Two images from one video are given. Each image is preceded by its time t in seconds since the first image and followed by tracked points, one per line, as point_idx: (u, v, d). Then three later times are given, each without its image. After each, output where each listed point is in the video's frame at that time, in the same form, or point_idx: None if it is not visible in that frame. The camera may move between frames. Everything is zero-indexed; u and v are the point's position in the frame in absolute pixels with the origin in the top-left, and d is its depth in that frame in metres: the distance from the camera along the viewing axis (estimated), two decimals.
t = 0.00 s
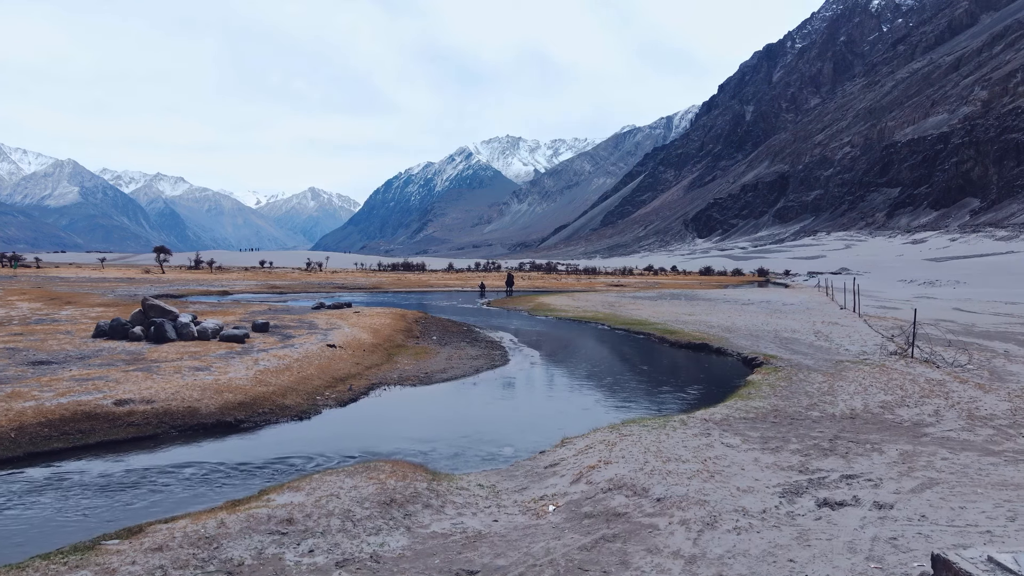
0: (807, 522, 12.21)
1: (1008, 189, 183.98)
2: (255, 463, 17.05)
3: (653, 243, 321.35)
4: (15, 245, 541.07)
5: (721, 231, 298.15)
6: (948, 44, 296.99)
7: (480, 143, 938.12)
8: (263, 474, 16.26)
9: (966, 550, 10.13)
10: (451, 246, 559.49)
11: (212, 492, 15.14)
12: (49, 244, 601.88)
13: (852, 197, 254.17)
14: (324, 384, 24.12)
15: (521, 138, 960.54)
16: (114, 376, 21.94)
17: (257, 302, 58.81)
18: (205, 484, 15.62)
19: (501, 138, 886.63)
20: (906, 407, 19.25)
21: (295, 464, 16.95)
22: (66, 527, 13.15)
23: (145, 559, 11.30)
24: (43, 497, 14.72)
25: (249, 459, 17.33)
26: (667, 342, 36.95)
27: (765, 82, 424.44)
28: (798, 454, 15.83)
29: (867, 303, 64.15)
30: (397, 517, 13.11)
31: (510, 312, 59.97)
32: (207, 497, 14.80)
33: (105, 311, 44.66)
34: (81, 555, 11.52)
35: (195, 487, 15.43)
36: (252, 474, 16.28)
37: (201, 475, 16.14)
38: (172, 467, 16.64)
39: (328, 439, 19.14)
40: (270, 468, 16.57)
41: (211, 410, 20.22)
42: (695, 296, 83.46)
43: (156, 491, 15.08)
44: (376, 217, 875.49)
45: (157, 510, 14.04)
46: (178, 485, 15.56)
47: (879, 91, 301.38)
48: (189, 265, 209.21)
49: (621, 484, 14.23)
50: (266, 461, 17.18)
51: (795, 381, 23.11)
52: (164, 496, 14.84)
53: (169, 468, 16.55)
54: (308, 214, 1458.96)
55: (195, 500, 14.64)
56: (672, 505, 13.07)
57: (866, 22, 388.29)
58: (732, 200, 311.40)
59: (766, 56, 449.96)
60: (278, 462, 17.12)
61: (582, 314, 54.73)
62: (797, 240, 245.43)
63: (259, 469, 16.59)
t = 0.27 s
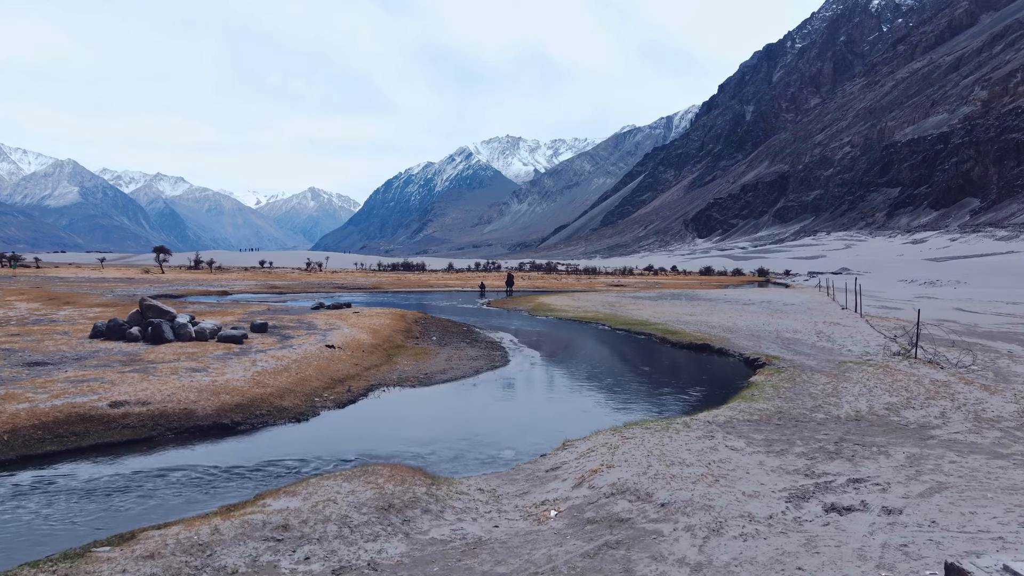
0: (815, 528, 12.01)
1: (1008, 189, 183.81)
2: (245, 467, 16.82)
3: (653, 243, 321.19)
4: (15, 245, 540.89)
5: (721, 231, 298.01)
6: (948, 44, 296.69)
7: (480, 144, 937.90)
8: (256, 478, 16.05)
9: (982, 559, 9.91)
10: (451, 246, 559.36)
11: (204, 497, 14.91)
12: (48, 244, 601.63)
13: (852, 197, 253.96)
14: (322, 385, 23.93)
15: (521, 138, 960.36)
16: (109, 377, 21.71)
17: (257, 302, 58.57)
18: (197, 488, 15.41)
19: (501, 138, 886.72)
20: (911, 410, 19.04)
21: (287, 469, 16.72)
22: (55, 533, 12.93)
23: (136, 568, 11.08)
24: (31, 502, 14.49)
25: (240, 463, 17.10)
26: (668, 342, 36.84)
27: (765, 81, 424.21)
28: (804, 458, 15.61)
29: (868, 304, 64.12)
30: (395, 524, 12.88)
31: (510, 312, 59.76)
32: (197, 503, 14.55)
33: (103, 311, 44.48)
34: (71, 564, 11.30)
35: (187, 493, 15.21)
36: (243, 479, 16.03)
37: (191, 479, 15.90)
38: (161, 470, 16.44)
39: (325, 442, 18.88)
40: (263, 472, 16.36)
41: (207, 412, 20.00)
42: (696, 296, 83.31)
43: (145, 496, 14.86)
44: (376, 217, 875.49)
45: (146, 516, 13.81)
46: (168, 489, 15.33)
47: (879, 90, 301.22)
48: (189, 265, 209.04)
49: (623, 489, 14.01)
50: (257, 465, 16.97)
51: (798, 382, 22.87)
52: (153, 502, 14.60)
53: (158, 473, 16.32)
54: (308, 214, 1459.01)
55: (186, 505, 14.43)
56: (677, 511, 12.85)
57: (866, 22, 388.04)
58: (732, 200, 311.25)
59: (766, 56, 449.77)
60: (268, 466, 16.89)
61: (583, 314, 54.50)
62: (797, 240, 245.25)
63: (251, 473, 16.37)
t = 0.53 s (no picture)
0: (825, 537, 11.76)
1: (1008, 189, 183.50)
2: (234, 472, 16.54)
3: (653, 243, 320.94)
4: (15, 245, 541.33)
5: (721, 231, 297.83)
6: (948, 44, 296.32)
7: (479, 144, 937.85)
8: (247, 483, 15.77)
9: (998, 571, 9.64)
10: (451, 246, 559.05)
11: (193, 504, 14.61)
12: (49, 244, 601.62)
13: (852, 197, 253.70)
14: (319, 387, 23.65)
15: (521, 138, 960.20)
16: (104, 379, 21.43)
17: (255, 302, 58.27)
18: (186, 494, 15.11)
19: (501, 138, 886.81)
20: (919, 412, 18.77)
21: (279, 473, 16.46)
22: (42, 542, 12.66)
23: None
24: (19, 509, 14.22)
25: (232, 468, 16.85)
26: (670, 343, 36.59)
27: (765, 81, 423.97)
28: (811, 462, 15.36)
29: (869, 304, 64.00)
30: (393, 532, 12.61)
31: (510, 313, 59.48)
32: (186, 509, 14.27)
33: (100, 311, 44.24)
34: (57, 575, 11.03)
35: (176, 499, 14.90)
36: (233, 484, 15.74)
37: (180, 485, 15.63)
38: (150, 475, 16.17)
39: (322, 446, 18.63)
40: (254, 478, 16.10)
41: (203, 414, 19.74)
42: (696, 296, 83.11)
43: (133, 502, 14.57)
44: (376, 217, 875.34)
45: (134, 524, 13.52)
46: (157, 495, 15.04)
47: (879, 90, 300.97)
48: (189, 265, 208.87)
49: (626, 496, 13.72)
50: (247, 469, 16.70)
51: (803, 384, 22.59)
52: (141, 509, 14.28)
53: (146, 478, 16.04)
54: (308, 214, 1458.90)
55: (175, 513, 14.12)
56: (682, 518, 12.60)
57: (866, 22, 387.71)
58: (732, 200, 311.07)
59: (766, 56, 449.49)
60: (258, 470, 16.61)
61: (583, 314, 54.21)
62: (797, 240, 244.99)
63: (242, 478, 16.10)
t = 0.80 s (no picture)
0: (840, 548, 11.42)
1: (1008, 189, 183.15)
2: (221, 478, 16.19)
3: (653, 243, 320.58)
4: (15, 245, 541.35)
5: (721, 231, 297.50)
6: (948, 44, 295.96)
7: (479, 144, 937.18)
8: (235, 491, 15.41)
9: None
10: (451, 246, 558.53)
11: (178, 512, 14.26)
12: (48, 244, 601.16)
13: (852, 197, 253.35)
14: (315, 388, 23.30)
15: (521, 138, 959.64)
16: (96, 382, 21.08)
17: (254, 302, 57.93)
18: (172, 502, 14.74)
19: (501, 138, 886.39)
20: (929, 415, 18.43)
21: (267, 480, 16.12)
22: (23, 553, 12.33)
23: None
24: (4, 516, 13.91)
25: (221, 473, 16.50)
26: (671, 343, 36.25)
27: (765, 81, 423.64)
28: (821, 468, 15.03)
29: (870, 304, 63.78)
30: (389, 543, 12.28)
31: (510, 313, 59.11)
32: (170, 519, 13.90)
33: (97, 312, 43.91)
34: None
35: (162, 507, 14.53)
36: (220, 492, 15.39)
37: (166, 493, 15.27)
38: (135, 481, 15.82)
39: (319, 450, 18.31)
40: (242, 484, 15.75)
41: (197, 418, 19.42)
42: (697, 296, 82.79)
43: (117, 511, 14.21)
44: (376, 217, 874.95)
45: (115, 535, 13.13)
46: (141, 503, 14.68)
47: (879, 90, 300.63)
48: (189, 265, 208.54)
49: (631, 503, 13.40)
50: (235, 475, 16.37)
51: (809, 386, 22.25)
52: (125, 518, 13.93)
53: (132, 485, 15.68)
54: (308, 214, 1458.61)
55: (159, 522, 13.78)
56: (690, 528, 12.26)
57: (866, 22, 387.22)
58: (732, 200, 310.72)
59: (766, 56, 449.13)
60: (246, 476, 16.26)
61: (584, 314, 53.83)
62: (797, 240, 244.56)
63: (230, 485, 15.77)
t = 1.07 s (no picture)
0: (857, 563, 11.04)
1: (1008, 189, 182.71)
2: (208, 485, 15.77)
3: (653, 243, 320.11)
4: (14, 245, 541.41)
5: (721, 231, 297.15)
6: (948, 44, 295.56)
7: (479, 144, 936.33)
8: (222, 500, 15.01)
9: None
10: (451, 246, 558.15)
11: (162, 523, 13.85)
12: (48, 244, 601.23)
13: (852, 197, 252.93)
14: (311, 390, 22.92)
15: (521, 138, 959.25)
16: (86, 386, 20.67)
17: (252, 302, 57.63)
18: (155, 513, 14.28)
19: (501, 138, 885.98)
20: (941, 419, 18.02)
21: (255, 488, 15.71)
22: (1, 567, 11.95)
23: None
24: None
25: (208, 480, 16.09)
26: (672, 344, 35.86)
27: (765, 81, 422.99)
28: (833, 475, 14.65)
29: (872, 304, 63.38)
30: (385, 557, 11.89)
31: (511, 313, 58.70)
32: (155, 530, 13.46)
33: (93, 312, 43.53)
34: None
35: (145, 517, 14.10)
36: (206, 501, 14.98)
37: (150, 502, 14.85)
38: (116, 491, 15.37)
39: (313, 455, 17.92)
40: (229, 493, 15.34)
41: (189, 422, 19.04)
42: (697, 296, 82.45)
43: (99, 522, 13.80)
44: (375, 217, 874.58)
45: (96, 549, 12.69)
46: (124, 513, 14.26)
47: (879, 90, 300.17)
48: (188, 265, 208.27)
49: (637, 514, 13.01)
50: (221, 483, 15.95)
51: (815, 389, 21.89)
52: (107, 530, 13.50)
53: (116, 493, 15.26)
54: (308, 214, 1458.37)
55: (144, 533, 13.35)
56: (699, 542, 11.89)
57: (866, 22, 386.70)
58: (732, 200, 310.27)
59: (766, 56, 448.62)
60: (233, 484, 15.84)
61: (584, 315, 53.60)
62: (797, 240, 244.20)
63: (218, 493, 15.35)
